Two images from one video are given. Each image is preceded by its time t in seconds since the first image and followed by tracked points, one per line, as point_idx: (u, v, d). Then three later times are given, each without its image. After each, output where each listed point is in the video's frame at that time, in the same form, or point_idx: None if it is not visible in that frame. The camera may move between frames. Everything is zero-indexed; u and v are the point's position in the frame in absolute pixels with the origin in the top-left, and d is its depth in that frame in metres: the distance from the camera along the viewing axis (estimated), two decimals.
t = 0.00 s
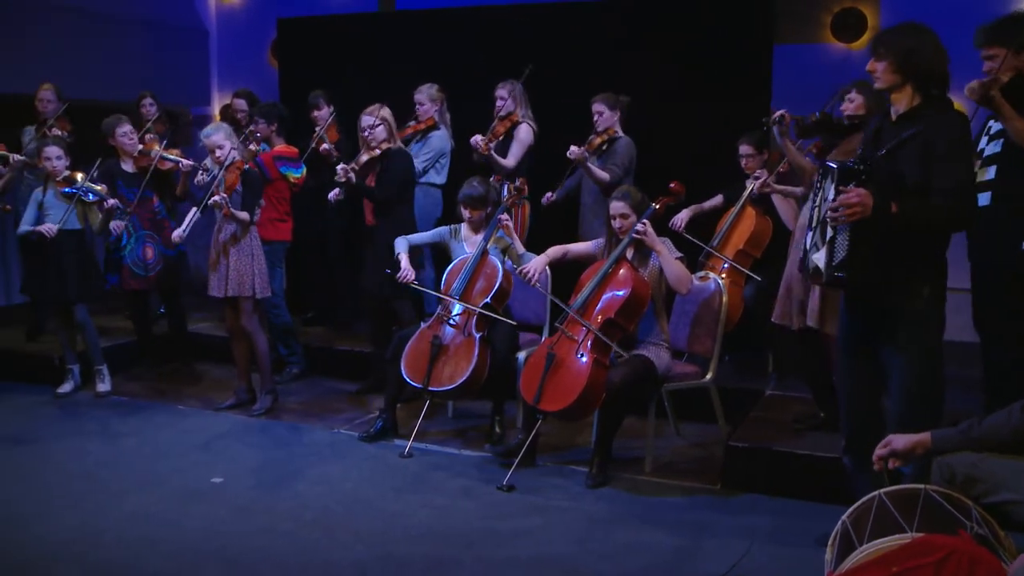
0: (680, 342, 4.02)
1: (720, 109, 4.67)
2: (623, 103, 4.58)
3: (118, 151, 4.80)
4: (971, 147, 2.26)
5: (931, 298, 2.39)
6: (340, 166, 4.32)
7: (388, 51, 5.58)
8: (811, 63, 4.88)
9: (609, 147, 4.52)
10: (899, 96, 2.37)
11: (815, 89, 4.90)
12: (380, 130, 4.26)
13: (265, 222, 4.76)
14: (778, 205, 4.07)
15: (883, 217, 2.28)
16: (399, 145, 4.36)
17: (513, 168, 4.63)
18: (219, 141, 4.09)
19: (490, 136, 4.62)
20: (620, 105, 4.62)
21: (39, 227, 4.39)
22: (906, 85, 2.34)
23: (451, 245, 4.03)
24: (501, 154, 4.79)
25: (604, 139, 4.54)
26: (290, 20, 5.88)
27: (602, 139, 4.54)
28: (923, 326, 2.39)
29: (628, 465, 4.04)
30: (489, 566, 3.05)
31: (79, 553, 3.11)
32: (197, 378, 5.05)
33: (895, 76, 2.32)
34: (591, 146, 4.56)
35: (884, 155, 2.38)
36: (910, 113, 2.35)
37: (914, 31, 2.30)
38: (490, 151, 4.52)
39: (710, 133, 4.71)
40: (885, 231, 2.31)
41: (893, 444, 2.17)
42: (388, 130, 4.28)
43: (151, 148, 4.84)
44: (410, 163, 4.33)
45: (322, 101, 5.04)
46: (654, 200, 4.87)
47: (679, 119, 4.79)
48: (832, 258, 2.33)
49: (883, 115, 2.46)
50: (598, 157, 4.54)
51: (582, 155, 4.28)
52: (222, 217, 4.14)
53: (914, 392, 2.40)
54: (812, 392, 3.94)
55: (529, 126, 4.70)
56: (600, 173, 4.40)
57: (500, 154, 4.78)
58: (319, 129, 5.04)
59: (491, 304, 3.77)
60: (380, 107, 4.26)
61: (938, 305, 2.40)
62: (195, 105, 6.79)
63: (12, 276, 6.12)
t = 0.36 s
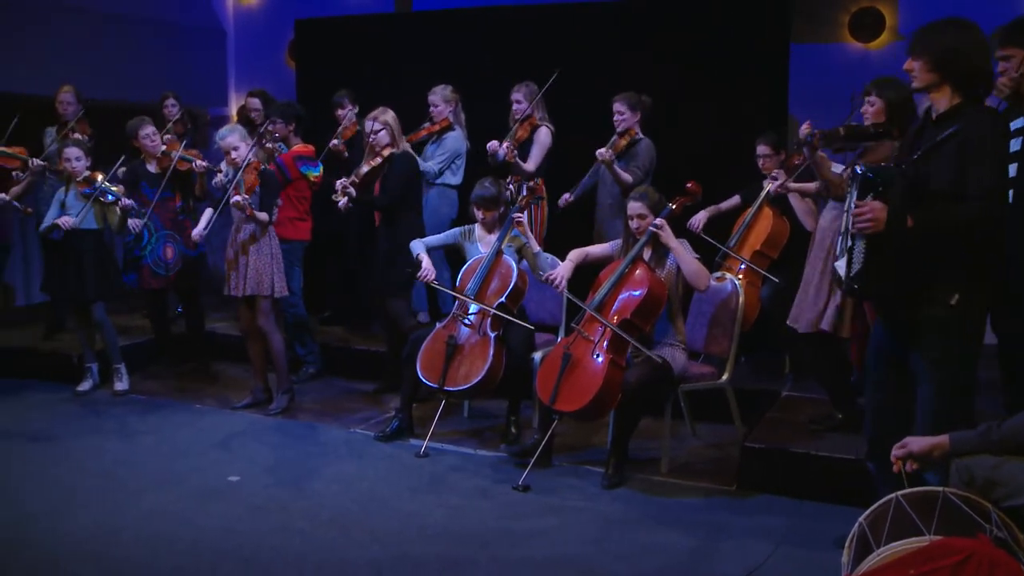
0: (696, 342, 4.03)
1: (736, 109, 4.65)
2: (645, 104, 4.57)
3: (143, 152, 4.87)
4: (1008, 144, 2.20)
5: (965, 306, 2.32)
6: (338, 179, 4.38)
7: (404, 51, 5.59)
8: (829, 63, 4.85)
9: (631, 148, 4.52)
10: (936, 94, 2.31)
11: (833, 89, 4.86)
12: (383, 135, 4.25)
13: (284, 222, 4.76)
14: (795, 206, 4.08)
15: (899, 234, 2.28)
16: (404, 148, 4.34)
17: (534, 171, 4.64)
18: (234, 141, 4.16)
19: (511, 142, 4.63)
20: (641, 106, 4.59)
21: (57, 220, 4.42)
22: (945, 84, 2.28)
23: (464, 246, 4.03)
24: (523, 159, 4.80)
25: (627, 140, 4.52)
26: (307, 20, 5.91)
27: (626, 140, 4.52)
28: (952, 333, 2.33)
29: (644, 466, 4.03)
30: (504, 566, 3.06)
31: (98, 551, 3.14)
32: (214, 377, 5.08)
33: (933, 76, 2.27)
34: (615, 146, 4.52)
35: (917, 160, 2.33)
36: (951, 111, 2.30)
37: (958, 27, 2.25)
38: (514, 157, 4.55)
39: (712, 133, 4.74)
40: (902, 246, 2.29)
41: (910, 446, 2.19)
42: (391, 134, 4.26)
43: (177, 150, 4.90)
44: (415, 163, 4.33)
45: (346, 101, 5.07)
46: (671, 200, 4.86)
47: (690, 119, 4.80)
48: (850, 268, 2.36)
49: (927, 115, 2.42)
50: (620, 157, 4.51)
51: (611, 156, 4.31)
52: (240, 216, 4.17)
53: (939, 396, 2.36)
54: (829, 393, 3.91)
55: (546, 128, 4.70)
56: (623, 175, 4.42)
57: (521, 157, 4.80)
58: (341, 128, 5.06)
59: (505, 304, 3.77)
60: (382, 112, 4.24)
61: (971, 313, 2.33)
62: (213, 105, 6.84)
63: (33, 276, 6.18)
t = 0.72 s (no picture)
0: (713, 343, 4.00)
1: (753, 109, 4.64)
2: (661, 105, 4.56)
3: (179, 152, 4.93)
4: None
5: (993, 314, 2.29)
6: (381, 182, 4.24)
7: (421, 51, 5.60)
8: (847, 64, 4.83)
9: (651, 149, 4.53)
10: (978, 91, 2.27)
11: (850, 90, 4.84)
12: (406, 136, 4.18)
13: (308, 222, 4.80)
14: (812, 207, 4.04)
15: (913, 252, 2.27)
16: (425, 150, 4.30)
17: (544, 166, 4.64)
18: (253, 141, 4.16)
19: (524, 134, 4.69)
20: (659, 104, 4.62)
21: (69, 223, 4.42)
22: (985, 85, 2.25)
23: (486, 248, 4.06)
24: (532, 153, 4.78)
25: (648, 140, 4.50)
26: (324, 21, 5.93)
27: (647, 141, 4.50)
28: (982, 341, 2.30)
29: (660, 467, 4.02)
30: (520, 566, 3.06)
31: (117, 548, 3.16)
32: (232, 376, 5.10)
33: (973, 77, 2.24)
34: (637, 146, 4.49)
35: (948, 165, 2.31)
36: (988, 113, 2.25)
37: (1001, 26, 2.19)
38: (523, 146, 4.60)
39: (711, 133, 4.76)
40: (913, 268, 2.29)
41: (929, 449, 2.19)
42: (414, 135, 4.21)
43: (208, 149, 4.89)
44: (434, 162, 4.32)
45: (369, 100, 5.08)
46: (687, 201, 4.85)
47: (708, 119, 4.78)
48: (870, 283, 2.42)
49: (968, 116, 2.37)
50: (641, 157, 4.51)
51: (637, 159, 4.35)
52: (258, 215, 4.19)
53: (968, 401, 2.34)
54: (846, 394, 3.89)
55: (560, 125, 4.71)
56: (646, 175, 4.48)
57: (532, 151, 4.74)
58: (360, 125, 5.07)
59: (525, 305, 3.78)
60: (400, 112, 4.19)
61: (1001, 319, 2.29)
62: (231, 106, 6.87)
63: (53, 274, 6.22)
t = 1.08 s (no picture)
0: (729, 344, 3.99)
1: (771, 110, 4.63)
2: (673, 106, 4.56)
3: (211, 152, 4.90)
4: None
5: (1006, 313, 2.27)
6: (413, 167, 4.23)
7: (439, 51, 5.61)
8: (866, 63, 4.80)
9: (662, 149, 4.51)
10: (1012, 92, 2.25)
11: (870, 90, 4.81)
12: (427, 129, 4.26)
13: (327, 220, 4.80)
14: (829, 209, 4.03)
15: (934, 279, 2.24)
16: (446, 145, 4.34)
17: (561, 169, 4.62)
18: (275, 148, 4.18)
19: (543, 140, 4.66)
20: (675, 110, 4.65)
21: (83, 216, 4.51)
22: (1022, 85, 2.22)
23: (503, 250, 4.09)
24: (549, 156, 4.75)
25: (659, 142, 4.51)
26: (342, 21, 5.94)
27: (657, 142, 4.50)
28: (997, 343, 2.27)
29: (676, 467, 4.01)
30: (536, 567, 3.06)
31: (134, 546, 3.18)
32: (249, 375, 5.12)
33: (1009, 76, 2.22)
34: (646, 150, 4.51)
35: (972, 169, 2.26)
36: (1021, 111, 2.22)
37: None
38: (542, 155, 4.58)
39: (723, 134, 4.77)
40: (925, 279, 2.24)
41: (950, 451, 2.18)
42: (434, 129, 4.29)
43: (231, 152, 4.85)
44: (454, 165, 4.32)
45: (392, 102, 5.03)
46: (705, 201, 4.83)
47: (726, 119, 4.77)
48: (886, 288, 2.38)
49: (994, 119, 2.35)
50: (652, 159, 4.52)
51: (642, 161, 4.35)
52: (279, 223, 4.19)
53: (982, 403, 2.31)
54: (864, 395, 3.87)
55: (577, 127, 4.71)
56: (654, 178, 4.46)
57: (550, 157, 4.73)
58: (382, 126, 5.02)
59: (544, 305, 3.77)
60: (417, 108, 4.28)
61: (1016, 320, 2.27)
62: (250, 106, 6.90)
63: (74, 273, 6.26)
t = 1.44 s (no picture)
0: (747, 345, 3.96)
1: (790, 110, 4.61)
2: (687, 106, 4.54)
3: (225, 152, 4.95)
4: None
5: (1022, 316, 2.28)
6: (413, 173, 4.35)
7: (457, 51, 5.61)
8: (886, 63, 4.77)
9: (682, 152, 4.50)
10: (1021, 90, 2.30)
11: (890, 89, 4.78)
12: (437, 132, 4.25)
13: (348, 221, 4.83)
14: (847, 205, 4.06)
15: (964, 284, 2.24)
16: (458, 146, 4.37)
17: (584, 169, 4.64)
18: (300, 160, 4.16)
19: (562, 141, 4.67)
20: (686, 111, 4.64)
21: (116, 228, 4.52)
22: None
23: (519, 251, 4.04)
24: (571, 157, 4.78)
25: (678, 146, 4.49)
26: (359, 21, 5.96)
27: (677, 147, 4.48)
28: (1014, 346, 2.29)
29: (693, 468, 4.00)
30: (552, 567, 3.06)
31: (153, 544, 3.20)
32: (267, 374, 5.14)
33: (1018, 72, 2.28)
34: (668, 155, 4.49)
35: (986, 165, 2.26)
36: None
37: None
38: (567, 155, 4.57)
39: (741, 134, 4.76)
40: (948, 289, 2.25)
41: (969, 454, 2.13)
42: (445, 131, 4.29)
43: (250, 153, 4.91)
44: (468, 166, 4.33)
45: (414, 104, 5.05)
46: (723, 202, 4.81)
47: (745, 119, 4.75)
48: (907, 290, 2.31)
49: (1000, 118, 2.38)
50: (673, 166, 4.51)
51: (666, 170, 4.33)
52: (303, 233, 4.24)
53: (999, 406, 2.32)
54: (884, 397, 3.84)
55: (593, 126, 4.69)
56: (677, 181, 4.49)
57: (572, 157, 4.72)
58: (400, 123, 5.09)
59: (561, 305, 3.80)
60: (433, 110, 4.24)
61: None
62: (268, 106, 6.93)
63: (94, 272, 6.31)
